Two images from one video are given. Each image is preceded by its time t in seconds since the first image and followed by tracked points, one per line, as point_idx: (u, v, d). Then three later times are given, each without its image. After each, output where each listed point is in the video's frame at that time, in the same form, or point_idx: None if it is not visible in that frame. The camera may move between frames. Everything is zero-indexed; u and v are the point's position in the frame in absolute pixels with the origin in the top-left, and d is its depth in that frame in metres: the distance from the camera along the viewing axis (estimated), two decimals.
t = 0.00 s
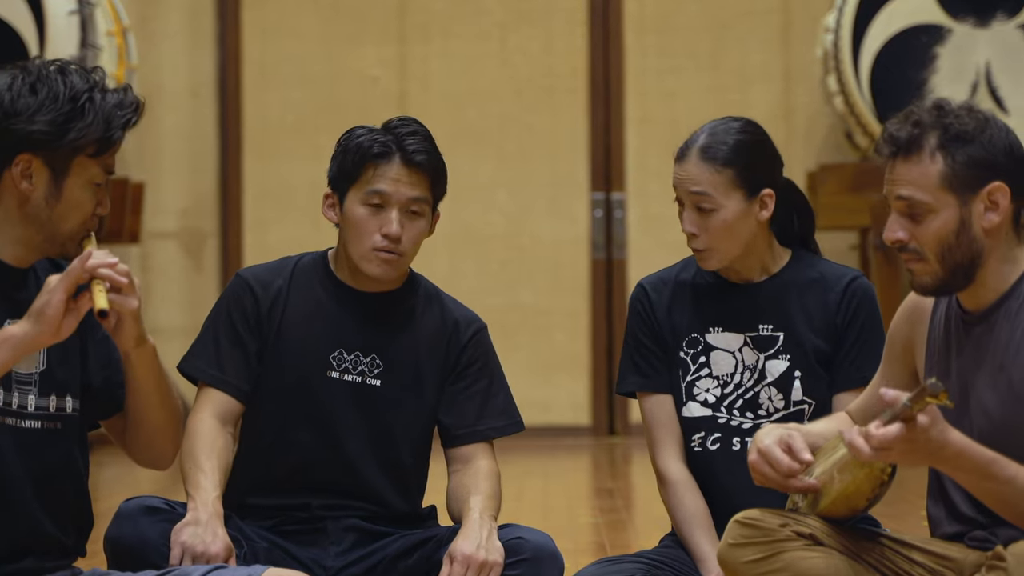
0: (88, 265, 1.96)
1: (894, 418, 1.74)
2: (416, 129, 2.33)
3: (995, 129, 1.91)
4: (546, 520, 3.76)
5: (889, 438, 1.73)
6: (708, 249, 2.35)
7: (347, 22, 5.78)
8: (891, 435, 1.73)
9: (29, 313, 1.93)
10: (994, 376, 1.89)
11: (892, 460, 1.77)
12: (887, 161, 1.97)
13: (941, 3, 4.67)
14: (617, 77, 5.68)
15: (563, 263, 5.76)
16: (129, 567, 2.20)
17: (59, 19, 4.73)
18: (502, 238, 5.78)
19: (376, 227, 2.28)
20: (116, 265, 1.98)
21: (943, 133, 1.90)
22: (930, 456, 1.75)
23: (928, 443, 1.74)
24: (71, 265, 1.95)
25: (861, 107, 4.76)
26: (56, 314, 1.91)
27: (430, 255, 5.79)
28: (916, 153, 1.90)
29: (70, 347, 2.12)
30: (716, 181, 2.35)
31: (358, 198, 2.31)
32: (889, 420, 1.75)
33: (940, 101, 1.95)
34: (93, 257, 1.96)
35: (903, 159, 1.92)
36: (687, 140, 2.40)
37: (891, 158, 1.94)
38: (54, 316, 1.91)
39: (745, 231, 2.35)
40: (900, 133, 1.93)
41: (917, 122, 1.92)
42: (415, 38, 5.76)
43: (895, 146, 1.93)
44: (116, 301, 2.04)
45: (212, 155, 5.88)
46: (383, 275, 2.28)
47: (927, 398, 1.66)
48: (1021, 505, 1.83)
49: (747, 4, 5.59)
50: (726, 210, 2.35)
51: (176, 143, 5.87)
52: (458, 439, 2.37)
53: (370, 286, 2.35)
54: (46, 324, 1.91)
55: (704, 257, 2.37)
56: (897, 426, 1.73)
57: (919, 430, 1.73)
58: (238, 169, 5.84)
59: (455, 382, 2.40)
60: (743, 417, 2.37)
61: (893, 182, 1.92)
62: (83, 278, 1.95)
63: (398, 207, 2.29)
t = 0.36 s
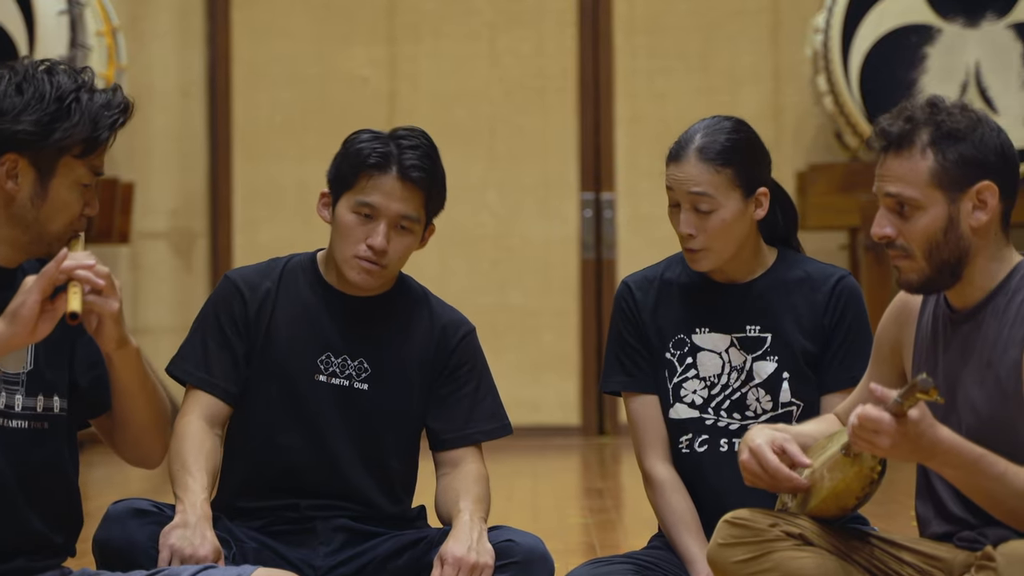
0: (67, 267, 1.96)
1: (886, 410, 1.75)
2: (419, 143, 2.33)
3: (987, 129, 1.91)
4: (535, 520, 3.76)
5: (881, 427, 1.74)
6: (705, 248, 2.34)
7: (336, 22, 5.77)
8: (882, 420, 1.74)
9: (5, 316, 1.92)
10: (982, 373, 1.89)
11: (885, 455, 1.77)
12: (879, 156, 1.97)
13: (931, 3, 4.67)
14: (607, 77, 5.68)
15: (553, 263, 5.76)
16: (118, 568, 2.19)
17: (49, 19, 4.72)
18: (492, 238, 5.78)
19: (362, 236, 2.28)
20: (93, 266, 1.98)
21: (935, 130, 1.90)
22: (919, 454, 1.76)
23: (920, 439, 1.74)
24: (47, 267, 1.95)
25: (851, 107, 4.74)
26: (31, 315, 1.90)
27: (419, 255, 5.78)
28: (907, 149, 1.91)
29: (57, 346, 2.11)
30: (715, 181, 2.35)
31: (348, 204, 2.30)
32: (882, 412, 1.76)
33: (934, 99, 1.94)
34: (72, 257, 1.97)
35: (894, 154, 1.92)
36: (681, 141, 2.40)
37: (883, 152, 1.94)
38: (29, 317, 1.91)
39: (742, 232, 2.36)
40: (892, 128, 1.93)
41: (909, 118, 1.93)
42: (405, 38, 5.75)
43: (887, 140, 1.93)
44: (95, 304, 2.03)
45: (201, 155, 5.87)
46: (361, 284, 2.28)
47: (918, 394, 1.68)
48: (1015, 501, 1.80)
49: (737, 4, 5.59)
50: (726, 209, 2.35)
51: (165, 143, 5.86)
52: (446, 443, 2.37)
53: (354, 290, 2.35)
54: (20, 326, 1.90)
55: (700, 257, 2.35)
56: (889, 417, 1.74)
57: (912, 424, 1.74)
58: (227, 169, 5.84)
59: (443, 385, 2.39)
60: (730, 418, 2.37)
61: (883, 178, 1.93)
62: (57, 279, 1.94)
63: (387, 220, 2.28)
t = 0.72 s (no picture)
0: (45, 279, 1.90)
1: (878, 416, 1.76)
2: (438, 154, 2.34)
3: (980, 127, 1.90)
4: (527, 520, 3.76)
5: (874, 433, 1.75)
6: (695, 249, 2.34)
7: (328, 22, 5.76)
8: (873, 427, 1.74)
9: None
10: (973, 372, 1.89)
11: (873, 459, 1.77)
12: (871, 153, 1.97)
13: (924, 3, 4.65)
14: (598, 77, 5.68)
15: (545, 263, 5.76)
16: (110, 568, 2.19)
17: (41, 19, 4.71)
18: (483, 238, 5.77)
19: (368, 239, 2.27)
20: (66, 281, 1.90)
21: (927, 128, 1.90)
22: (910, 458, 1.76)
23: (909, 444, 1.75)
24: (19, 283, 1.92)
25: (843, 107, 4.75)
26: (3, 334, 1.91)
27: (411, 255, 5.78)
28: (898, 147, 1.91)
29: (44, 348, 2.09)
30: (705, 181, 2.36)
31: (359, 205, 2.30)
32: (874, 417, 1.76)
33: (927, 97, 1.94)
34: (55, 270, 1.91)
35: (886, 152, 1.92)
36: (669, 141, 2.40)
37: (874, 151, 1.94)
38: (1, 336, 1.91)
39: (729, 232, 2.37)
40: (885, 126, 1.93)
41: (902, 115, 1.92)
42: (396, 38, 5.75)
43: (879, 138, 1.93)
44: (74, 318, 1.95)
45: (193, 154, 5.86)
46: (361, 286, 2.28)
47: (909, 401, 1.67)
48: (1006, 505, 1.80)
49: (729, 4, 5.59)
50: (715, 209, 2.36)
51: (157, 143, 5.85)
52: (441, 448, 2.38)
53: (355, 293, 2.34)
54: None
55: (689, 258, 2.35)
56: (880, 422, 1.74)
57: (902, 430, 1.74)
58: (220, 169, 5.83)
59: (441, 391, 2.39)
60: (718, 421, 2.37)
61: (875, 176, 1.92)
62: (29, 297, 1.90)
63: (396, 227, 2.28)
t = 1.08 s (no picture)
0: (19, 295, 1.89)
1: (871, 429, 1.76)
2: (432, 146, 2.34)
3: (976, 129, 1.90)
4: (521, 520, 3.76)
5: (866, 447, 1.74)
6: (688, 232, 2.34)
7: (322, 22, 5.76)
8: (867, 442, 1.74)
9: None
10: (980, 378, 1.89)
11: (865, 473, 1.78)
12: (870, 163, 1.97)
13: (917, 3, 4.64)
14: (592, 77, 5.68)
15: (539, 263, 5.76)
16: (105, 567, 2.18)
17: (35, 19, 4.70)
18: (477, 238, 5.77)
19: (367, 228, 2.27)
20: (35, 295, 1.88)
21: (923, 134, 1.89)
22: (904, 472, 1.76)
23: (903, 457, 1.75)
24: None
25: (837, 107, 4.73)
26: None
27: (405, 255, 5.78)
28: (896, 156, 1.90)
29: (35, 348, 2.08)
30: (699, 163, 2.37)
31: (356, 196, 2.30)
32: (865, 431, 1.76)
33: (922, 101, 1.94)
34: (28, 283, 1.90)
35: (883, 162, 1.92)
36: (662, 126, 2.41)
37: (873, 160, 1.94)
38: None
39: (722, 216, 2.38)
40: (880, 135, 1.93)
41: (897, 123, 1.92)
42: (390, 38, 5.74)
43: (876, 148, 1.93)
44: (50, 332, 1.93)
45: (187, 155, 5.85)
46: (362, 277, 2.26)
47: (902, 418, 1.67)
48: (1000, 516, 1.79)
49: (722, 3, 5.59)
50: (709, 192, 2.36)
51: (151, 144, 5.85)
52: (434, 446, 2.38)
53: (352, 289, 2.34)
54: None
55: (682, 241, 2.35)
56: (874, 436, 1.74)
57: (896, 445, 1.74)
58: (213, 169, 5.82)
59: (434, 390, 2.40)
60: (710, 417, 2.37)
61: (876, 188, 1.92)
62: None
63: (394, 216, 2.28)
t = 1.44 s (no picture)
0: (8, 295, 1.90)
1: (867, 429, 1.75)
2: (395, 128, 2.34)
3: (982, 128, 1.90)
4: (519, 520, 3.76)
5: (862, 445, 1.73)
6: (687, 216, 2.36)
7: (320, 22, 5.76)
8: (863, 441, 1.74)
9: None
10: (978, 376, 1.89)
11: (860, 472, 1.77)
12: (874, 157, 1.96)
13: (915, 3, 4.63)
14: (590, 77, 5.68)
15: (536, 263, 5.76)
16: (102, 568, 2.18)
17: (32, 19, 4.70)
18: (475, 238, 5.77)
19: (343, 216, 2.28)
20: (23, 296, 1.89)
21: (928, 130, 1.89)
22: (899, 472, 1.76)
23: (899, 458, 1.75)
24: None
25: (835, 106, 4.75)
26: None
27: (402, 255, 5.78)
28: (900, 149, 1.90)
29: (29, 347, 2.08)
30: (699, 148, 2.40)
31: (326, 187, 2.31)
32: (862, 430, 1.75)
33: (930, 97, 1.93)
34: (17, 282, 1.91)
35: (888, 155, 1.91)
36: (664, 116, 2.45)
37: (876, 153, 1.94)
38: None
39: (720, 204, 2.40)
40: (885, 129, 1.92)
41: (904, 117, 1.91)
42: (388, 38, 5.74)
43: (881, 141, 1.92)
44: (39, 332, 1.93)
45: (184, 155, 5.85)
46: (344, 266, 2.27)
47: (900, 418, 1.67)
48: (995, 516, 1.80)
49: (721, 3, 5.59)
50: (708, 178, 2.39)
51: (149, 144, 5.86)
52: (425, 438, 2.36)
53: (336, 284, 2.34)
54: None
55: (681, 225, 2.37)
56: (870, 436, 1.73)
57: (892, 446, 1.74)
58: (211, 170, 5.82)
59: (422, 381, 2.38)
60: (706, 412, 2.37)
61: (878, 181, 1.92)
62: None
63: (367, 200, 2.29)
